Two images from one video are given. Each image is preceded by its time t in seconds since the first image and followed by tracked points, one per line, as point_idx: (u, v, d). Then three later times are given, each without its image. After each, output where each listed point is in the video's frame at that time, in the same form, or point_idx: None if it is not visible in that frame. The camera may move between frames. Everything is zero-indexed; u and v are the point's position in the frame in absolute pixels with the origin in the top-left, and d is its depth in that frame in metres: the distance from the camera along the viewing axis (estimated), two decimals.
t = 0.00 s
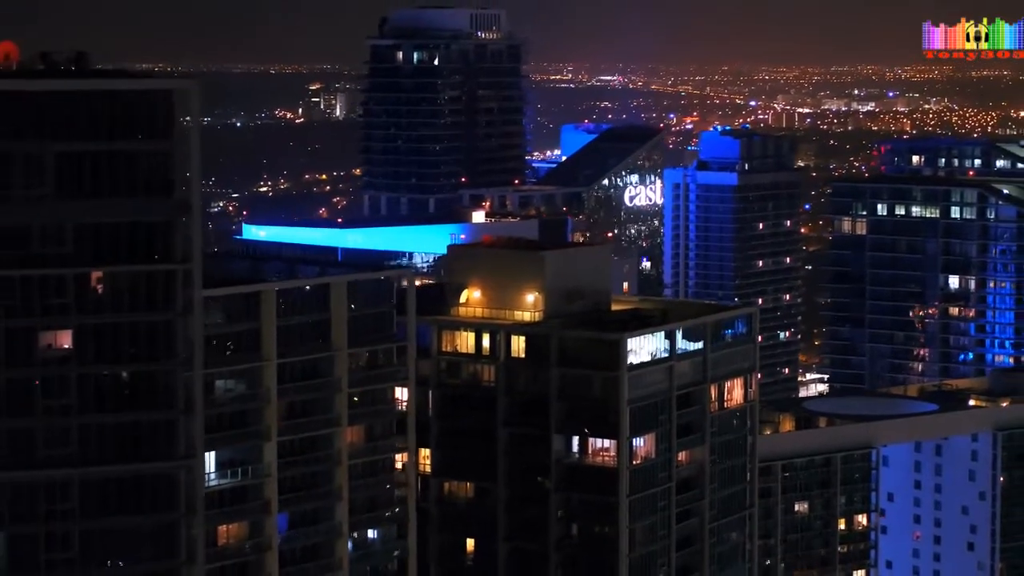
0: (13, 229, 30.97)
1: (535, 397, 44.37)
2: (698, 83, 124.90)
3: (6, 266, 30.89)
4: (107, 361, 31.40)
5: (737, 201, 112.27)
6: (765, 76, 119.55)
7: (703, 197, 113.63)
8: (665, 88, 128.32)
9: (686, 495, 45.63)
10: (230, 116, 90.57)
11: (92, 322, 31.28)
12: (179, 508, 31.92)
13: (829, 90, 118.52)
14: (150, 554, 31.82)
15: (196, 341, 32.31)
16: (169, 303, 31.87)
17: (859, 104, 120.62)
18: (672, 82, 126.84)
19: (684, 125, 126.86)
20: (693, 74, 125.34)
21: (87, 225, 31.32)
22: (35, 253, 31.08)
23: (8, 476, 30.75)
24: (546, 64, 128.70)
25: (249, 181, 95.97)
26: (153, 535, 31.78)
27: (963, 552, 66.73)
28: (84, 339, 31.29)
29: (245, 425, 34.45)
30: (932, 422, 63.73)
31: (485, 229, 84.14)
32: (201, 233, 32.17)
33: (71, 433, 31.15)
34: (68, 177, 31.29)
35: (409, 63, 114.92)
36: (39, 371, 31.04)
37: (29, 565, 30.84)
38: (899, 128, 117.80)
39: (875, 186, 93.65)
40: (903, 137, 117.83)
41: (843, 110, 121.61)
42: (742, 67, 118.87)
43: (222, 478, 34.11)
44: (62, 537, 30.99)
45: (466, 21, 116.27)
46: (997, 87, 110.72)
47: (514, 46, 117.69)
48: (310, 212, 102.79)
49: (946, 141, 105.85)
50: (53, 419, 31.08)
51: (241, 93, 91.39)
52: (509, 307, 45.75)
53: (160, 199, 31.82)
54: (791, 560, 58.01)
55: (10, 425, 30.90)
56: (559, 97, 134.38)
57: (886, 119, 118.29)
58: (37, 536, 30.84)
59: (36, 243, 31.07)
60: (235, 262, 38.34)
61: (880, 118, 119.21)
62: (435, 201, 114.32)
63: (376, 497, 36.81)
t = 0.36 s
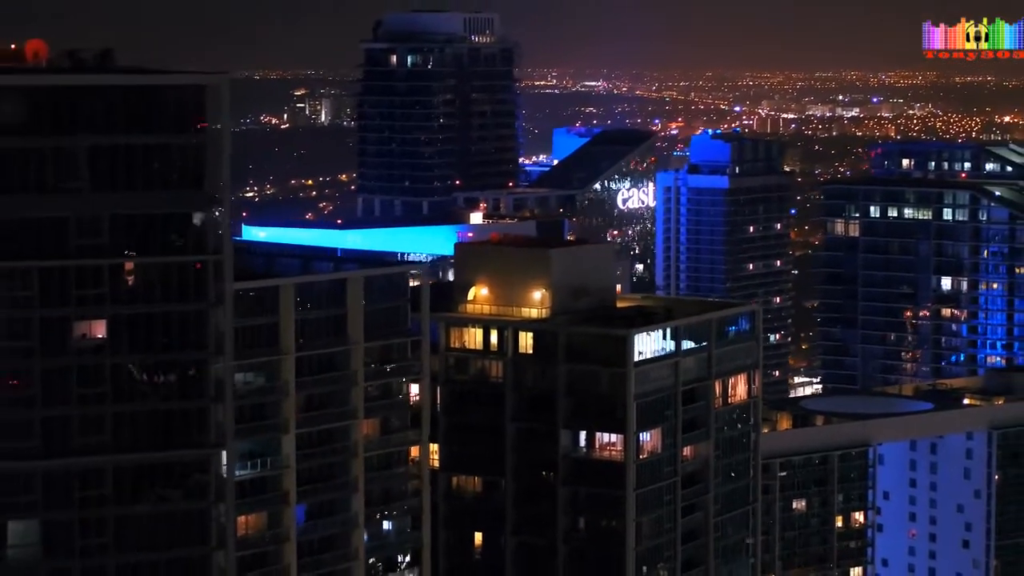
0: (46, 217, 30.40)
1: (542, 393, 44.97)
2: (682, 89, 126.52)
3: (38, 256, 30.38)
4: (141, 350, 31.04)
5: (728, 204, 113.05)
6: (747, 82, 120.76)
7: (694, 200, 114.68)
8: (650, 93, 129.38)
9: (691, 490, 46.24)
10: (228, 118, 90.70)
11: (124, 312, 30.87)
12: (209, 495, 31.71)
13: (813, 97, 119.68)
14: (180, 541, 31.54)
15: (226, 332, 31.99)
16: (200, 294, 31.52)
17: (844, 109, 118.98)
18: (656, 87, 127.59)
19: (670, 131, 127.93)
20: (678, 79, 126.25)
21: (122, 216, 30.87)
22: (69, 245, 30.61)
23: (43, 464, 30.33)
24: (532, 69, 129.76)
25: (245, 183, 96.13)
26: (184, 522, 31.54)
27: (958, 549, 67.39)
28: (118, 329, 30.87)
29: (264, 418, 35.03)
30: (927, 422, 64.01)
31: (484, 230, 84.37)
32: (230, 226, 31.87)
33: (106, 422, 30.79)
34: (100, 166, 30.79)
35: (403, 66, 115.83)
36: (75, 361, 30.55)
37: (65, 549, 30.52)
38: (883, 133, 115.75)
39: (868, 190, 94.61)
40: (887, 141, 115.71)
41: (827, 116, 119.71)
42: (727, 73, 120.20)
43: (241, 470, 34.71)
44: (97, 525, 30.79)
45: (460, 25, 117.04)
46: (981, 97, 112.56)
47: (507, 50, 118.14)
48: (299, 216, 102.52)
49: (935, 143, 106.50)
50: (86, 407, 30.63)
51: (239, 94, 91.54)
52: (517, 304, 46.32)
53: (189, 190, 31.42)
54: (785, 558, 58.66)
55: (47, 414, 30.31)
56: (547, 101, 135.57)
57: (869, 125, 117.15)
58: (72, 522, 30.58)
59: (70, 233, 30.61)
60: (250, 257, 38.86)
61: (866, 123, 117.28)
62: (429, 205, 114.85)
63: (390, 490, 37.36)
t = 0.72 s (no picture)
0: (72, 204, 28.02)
1: (550, 388, 45.52)
2: (665, 96, 125.88)
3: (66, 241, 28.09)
4: (175, 340, 28.52)
5: (718, 207, 113.68)
6: (731, 87, 121.14)
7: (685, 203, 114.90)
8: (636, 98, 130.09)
9: (695, 486, 46.84)
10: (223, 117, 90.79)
11: (156, 302, 28.42)
12: (239, 484, 28.89)
13: (797, 102, 119.22)
14: (211, 529, 28.75)
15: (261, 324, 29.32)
16: (234, 284, 28.82)
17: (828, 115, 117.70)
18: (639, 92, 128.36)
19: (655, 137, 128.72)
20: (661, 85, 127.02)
21: (153, 207, 28.34)
22: (101, 236, 28.20)
23: (74, 454, 28.00)
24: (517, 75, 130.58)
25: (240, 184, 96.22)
26: (216, 512, 28.76)
27: (953, 548, 67.87)
28: (151, 318, 28.39)
29: (282, 411, 35.59)
30: (923, 422, 64.45)
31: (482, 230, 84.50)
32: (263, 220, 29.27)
33: (138, 413, 28.30)
34: (134, 151, 28.33)
35: (396, 71, 115.97)
36: (106, 353, 28.16)
37: (96, 540, 28.14)
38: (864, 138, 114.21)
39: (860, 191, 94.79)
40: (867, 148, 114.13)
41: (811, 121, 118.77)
42: (711, 78, 120.47)
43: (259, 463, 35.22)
44: (127, 513, 28.25)
45: (452, 29, 117.23)
46: (963, 104, 110.56)
47: (499, 54, 118.58)
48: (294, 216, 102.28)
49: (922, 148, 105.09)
50: (119, 397, 28.24)
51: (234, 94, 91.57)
52: (523, 302, 46.89)
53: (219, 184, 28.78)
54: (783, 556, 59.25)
55: (79, 403, 27.97)
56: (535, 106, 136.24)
57: (853, 131, 115.39)
58: (101, 513, 28.10)
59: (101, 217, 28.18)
60: (266, 255, 39.43)
61: (849, 129, 115.84)
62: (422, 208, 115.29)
63: (404, 484, 37.93)
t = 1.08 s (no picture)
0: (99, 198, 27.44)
1: (555, 386, 46.05)
2: (650, 102, 128.21)
3: (90, 232, 27.47)
4: (201, 332, 27.86)
5: (709, 212, 114.58)
6: (717, 94, 123.35)
7: (675, 208, 115.85)
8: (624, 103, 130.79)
9: (698, 482, 47.39)
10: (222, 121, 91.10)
11: (181, 294, 27.80)
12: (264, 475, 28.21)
13: (782, 109, 120.39)
14: (235, 519, 28.07)
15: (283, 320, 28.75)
16: (260, 278, 28.20)
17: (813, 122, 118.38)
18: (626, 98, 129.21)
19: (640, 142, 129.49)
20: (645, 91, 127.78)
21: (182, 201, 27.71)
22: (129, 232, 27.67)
23: (104, 445, 27.32)
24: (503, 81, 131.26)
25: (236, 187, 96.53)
26: (240, 503, 28.09)
27: (947, 547, 68.37)
28: (179, 310, 27.76)
29: (298, 407, 36.15)
30: (918, 422, 64.98)
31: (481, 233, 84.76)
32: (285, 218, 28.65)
33: (164, 404, 27.63)
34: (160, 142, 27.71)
35: (388, 75, 116.81)
36: (133, 345, 27.53)
37: (123, 532, 27.44)
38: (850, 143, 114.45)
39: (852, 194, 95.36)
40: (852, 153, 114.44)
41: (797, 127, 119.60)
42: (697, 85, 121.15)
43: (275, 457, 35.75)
44: (154, 504, 27.55)
45: (446, 34, 117.64)
46: (947, 109, 109.79)
47: (492, 58, 119.06)
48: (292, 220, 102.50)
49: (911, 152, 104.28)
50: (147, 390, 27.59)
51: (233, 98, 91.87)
52: (528, 301, 47.42)
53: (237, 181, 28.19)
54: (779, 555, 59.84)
55: (108, 395, 27.28)
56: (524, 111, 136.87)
57: (839, 136, 115.57)
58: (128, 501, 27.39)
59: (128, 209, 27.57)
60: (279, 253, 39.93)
61: (834, 135, 116.25)
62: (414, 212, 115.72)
63: (416, 479, 38.51)
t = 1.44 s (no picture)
0: (130, 200, 33.00)
1: (560, 383, 46.59)
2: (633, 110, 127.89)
3: (122, 239, 33.09)
4: (223, 330, 33.66)
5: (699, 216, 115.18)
6: (700, 100, 122.82)
7: (664, 212, 116.09)
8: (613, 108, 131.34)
9: (700, 478, 47.96)
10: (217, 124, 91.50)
11: (206, 290, 33.55)
12: (283, 462, 34.23)
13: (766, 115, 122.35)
14: (259, 508, 34.08)
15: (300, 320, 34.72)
16: (278, 276, 33.98)
17: (796, 129, 120.10)
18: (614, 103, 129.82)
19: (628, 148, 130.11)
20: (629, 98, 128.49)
21: (206, 206, 33.47)
22: (158, 229, 33.25)
23: (131, 435, 33.19)
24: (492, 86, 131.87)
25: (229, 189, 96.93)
26: (261, 489, 34.09)
27: (941, 546, 68.79)
28: (202, 307, 33.55)
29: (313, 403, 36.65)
30: (912, 421, 65.59)
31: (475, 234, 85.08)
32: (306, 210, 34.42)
33: (190, 393, 33.49)
34: (187, 156, 33.41)
35: (381, 80, 117.33)
36: (162, 338, 33.33)
37: (153, 519, 33.38)
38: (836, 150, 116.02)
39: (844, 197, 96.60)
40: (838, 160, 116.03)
41: (779, 134, 121.29)
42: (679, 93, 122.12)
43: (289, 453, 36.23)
44: (182, 494, 33.49)
45: (437, 39, 117.56)
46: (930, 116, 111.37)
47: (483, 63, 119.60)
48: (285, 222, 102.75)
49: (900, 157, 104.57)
50: (172, 379, 33.40)
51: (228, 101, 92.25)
52: (532, 300, 48.00)
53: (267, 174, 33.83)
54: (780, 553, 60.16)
55: (137, 388, 33.21)
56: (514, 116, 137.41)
57: (822, 143, 117.47)
58: (157, 493, 33.34)
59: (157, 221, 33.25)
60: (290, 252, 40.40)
61: (818, 141, 117.97)
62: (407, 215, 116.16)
63: (427, 475, 39.06)
